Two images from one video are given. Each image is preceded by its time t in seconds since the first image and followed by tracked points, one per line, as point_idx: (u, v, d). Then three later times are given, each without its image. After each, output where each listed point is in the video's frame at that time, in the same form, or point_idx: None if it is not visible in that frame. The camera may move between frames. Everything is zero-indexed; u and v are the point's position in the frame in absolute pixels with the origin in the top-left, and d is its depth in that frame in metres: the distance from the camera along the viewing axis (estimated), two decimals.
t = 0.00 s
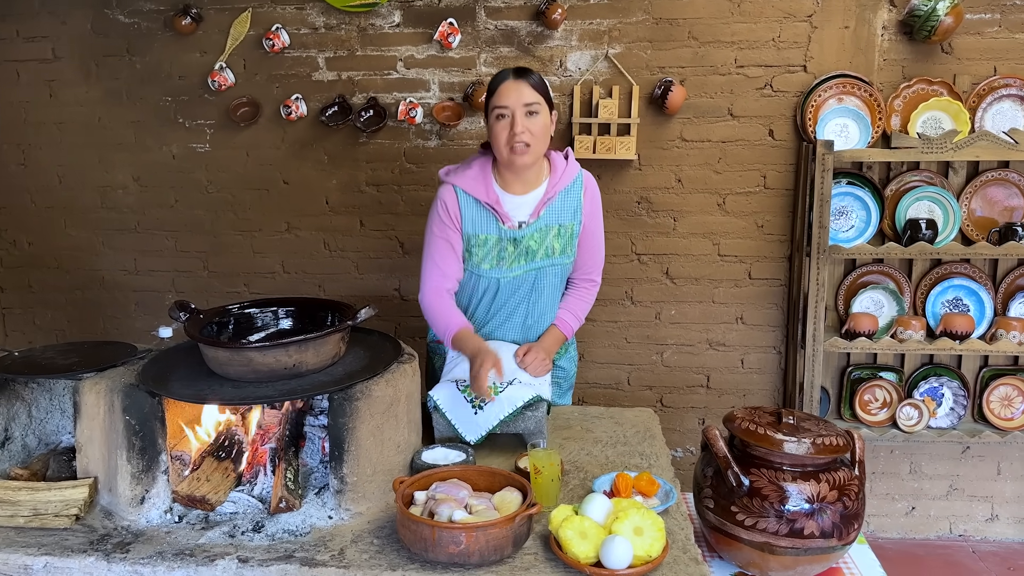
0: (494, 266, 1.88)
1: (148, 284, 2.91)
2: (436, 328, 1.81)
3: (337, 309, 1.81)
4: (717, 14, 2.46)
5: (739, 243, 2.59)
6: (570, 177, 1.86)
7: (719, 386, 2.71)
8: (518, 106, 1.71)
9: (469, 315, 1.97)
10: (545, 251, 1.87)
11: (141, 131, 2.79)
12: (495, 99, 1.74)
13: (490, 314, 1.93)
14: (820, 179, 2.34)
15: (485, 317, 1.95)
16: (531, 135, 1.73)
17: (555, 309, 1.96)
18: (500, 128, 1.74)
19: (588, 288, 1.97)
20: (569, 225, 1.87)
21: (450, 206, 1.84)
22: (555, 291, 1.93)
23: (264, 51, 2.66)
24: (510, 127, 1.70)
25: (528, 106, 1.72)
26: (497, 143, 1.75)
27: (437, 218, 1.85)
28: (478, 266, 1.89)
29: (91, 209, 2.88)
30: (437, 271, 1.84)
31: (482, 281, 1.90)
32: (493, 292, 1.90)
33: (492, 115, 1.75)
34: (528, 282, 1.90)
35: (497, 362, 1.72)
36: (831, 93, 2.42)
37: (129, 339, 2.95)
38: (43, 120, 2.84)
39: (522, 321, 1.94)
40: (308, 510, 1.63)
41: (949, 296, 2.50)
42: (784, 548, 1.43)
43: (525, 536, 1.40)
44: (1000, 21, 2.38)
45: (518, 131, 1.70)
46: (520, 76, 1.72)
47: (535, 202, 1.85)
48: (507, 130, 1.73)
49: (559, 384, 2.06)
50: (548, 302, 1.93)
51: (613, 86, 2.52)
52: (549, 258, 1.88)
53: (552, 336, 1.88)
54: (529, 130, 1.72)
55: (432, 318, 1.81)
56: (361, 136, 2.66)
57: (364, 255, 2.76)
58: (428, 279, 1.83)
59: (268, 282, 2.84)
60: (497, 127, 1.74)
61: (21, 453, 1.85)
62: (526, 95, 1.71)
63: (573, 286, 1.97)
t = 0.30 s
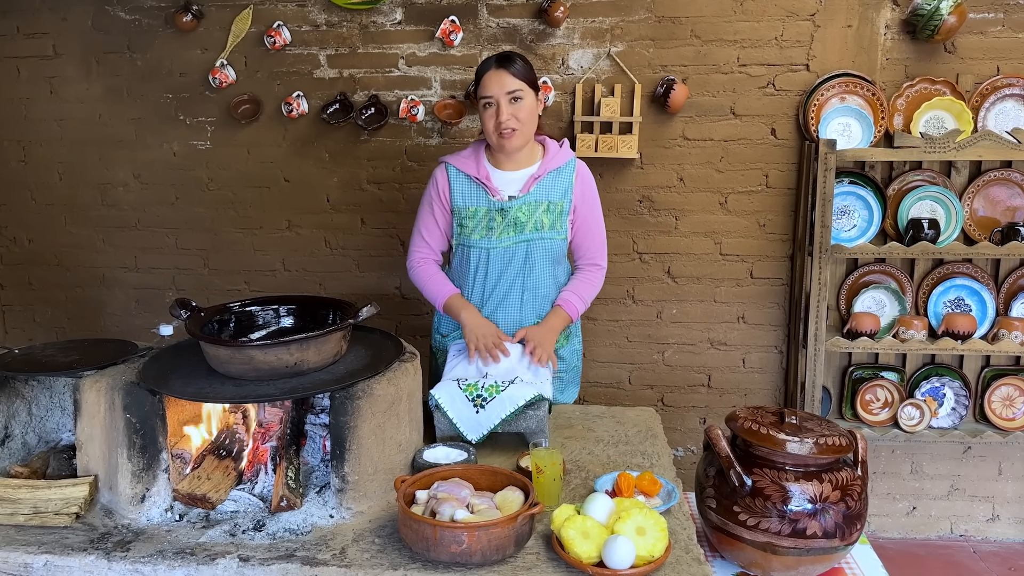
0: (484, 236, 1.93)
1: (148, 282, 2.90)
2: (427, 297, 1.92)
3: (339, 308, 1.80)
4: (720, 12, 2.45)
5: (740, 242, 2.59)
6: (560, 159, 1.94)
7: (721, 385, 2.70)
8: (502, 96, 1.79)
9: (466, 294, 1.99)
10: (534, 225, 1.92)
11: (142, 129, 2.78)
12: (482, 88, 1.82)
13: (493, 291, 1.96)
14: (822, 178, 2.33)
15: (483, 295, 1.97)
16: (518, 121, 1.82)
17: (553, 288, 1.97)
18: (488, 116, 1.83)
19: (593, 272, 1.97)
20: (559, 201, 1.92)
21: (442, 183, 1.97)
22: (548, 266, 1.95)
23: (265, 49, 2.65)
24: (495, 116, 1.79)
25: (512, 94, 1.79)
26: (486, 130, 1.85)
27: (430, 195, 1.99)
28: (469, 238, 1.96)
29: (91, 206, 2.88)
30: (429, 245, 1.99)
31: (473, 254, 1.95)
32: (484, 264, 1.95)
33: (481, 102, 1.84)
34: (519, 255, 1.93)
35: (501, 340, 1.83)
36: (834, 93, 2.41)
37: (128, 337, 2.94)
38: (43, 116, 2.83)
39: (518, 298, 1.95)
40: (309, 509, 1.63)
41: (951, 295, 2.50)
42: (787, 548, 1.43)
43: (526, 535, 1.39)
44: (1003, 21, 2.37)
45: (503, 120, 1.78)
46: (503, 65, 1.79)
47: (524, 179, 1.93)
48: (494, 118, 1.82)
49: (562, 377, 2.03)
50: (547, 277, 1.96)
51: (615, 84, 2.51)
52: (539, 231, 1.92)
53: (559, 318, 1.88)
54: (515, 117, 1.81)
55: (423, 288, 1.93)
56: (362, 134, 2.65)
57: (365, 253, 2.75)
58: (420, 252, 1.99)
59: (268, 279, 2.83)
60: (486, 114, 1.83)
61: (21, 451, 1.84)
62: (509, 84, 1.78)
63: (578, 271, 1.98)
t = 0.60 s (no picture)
0: (477, 226, 1.95)
1: (148, 280, 2.89)
2: (430, 296, 1.93)
3: (340, 306, 1.80)
4: (721, 12, 2.45)
5: (741, 241, 2.59)
6: (549, 151, 1.96)
7: (721, 385, 2.70)
8: (506, 86, 1.83)
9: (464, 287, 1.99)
10: (525, 213, 1.93)
11: (142, 127, 2.78)
12: (485, 77, 1.86)
13: (489, 282, 1.96)
14: (824, 178, 2.33)
15: (480, 286, 1.97)
16: (516, 113, 1.86)
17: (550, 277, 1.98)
18: (487, 103, 1.86)
19: (587, 263, 2.00)
20: (548, 190, 1.94)
21: (435, 179, 2.00)
22: (541, 254, 1.96)
23: (266, 47, 2.65)
24: (496, 103, 1.82)
25: (515, 87, 1.84)
26: (482, 118, 1.87)
27: (425, 192, 2.01)
28: (462, 230, 1.97)
29: (92, 203, 2.87)
30: (426, 241, 2.01)
31: (467, 244, 1.97)
32: (478, 254, 1.96)
33: (481, 91, 1.87)
34: (511, 243, 1.94)
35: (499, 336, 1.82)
36: (835, 92, 2.41)
37: (129, 335, 2.93)
38: (43, 114, 2.83)
39: (514, 288, 1.95)
40: (310, 508, 1.63)
41: (952, 295, 2.50)
42: (788, 548, 1.43)
43: (527, 534, 1.39)
44: (1005, 21, 2.37)
45: (503, 109, 1.82)
46: (510, 58, 1.86)
47: (514, 169, 1.95)
48: (493, 105, 1.85)
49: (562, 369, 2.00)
50: (541, 266, 1.96)
51: (616, 83, 2.51)
52: (530, 219, 1.93)
53: (565, 312, 1.90)
54: (514, 109, 1.85)
55: (427, 286, 1.94)
56: (363, 132, 2.65)
57: (366, 252, 2.75)
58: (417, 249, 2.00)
59: (269, 278, 2.83)
60: (484, 101, 1.86)
61: (21, 449, 1.84)
62: (514, 76, 1.84)
63: (571, 264, 2.01)
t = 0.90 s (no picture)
0: (470, 222, 1.94)
1: (147, 279, 2.89)
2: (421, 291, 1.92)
3: (340, 306, 1.80)
4: (721, 11, 2.45)
5: (741, 241, 2.59)
6: (540, 148, 1.96)
7: (720, 385, 2.70)
8: (505, 85, 1.83)
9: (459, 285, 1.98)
10: (518, 209, 1.93)
11: (141, 125, 2.77)
12: (483, 74, 1.86)
13: (484, 278, 1.95)
14: (824, 178, 2.33)
15: (476, 282, 1.96)
16: (512, 113, 1.86)
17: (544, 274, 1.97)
18: (484, 101, 1.86)
19: (583, 255, 1.99)
20: (540, 186, 1.94)
21: (428, 178, 2.00)
22: (535, 250, 1.95)
23: (266, 46, 2.64)
24: (493, 101, 1.83)
25: (513, 87, 1.85)
26: (477, 115, 1.87)
27: (418, 191, 2.02)
28: (456, 226, 1.96)
29: (91, 202, 2.87)
30: (419, 238, 2.01)
31: (461, 241, 1.96)
32: (472, 251, 1.95)
33: (478, 88, 1.87)
34: (505, 239, 1.93)
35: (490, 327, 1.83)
36: (835, 93, 2.41)
37: (128, 334, 2.93)
38: (42, 112, 2.82)
39: (510, 284, 1.94)
40: (309, 507, 1.63)
41: (951, 296, 2.50)
42: (787, 548, 1.42)
43: (527, 536, 1.39)
44: (1005, 21, 2.37)
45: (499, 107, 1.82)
46: (509, 59, 1.86)
47: (506, 167, 1.95)
48: (491, 104, 1.85)
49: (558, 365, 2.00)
50: (535, 262, 1.96)
51: (616, 83, 2.51)
52: (523, 215, 1.93)
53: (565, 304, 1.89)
54: (510, 109, 1.85)
55: (416, 281, 1.93)
56: (362, 131, 2.65)
57: (365, 251, 2.75)
58: (409, 245, 2.00)
59: (268, 277, 2.83)
60: (482, 99, 1.86)
61: (20, 448, 1.84)
62: (513, 77, 1.84)
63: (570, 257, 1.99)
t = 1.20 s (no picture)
0: (464, 222, 1.94)
1: (147, 277, 2.89)
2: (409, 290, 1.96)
3: (339, 305, 1.80)
4: (722, 10, 2.44)
5: (741, 241, 2.59)
6: (535, 148, 1.95)
7: (720, 384, 2.70)
8: (498, 88, 1.83)
9: (453, 285, 1.98)
10: (512, 209, 1.92)
11: (141, 124, 2.77)
12: (476, 77, 1.85)
13: (480, 279, 1.95)
14: (824, 178, 2.33)
15: (472, 283, 1.95)
16: (506, 115, 1.86)
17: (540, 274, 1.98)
18: (478, 103, 1.85)
19: (579, 254, 2.03)
20: (534, 186, 1.94)
21: (422, 178, 1.99)
22: (530, 250, 1.95)
23: (265, 44, 2.64)
24: (487, 104, 1.82)
25: (507, 89, 1.85)
26: (472, 117, 1.87)
27: (411, 189, 2.01)
28: (450, 226, 1.96)
29: (90, 200, 2.86)
30: (411, 237, 2.01)
31: (455, 241, 1.96)
32: (466, 250, 1.95)
33: (471, 91, 1.87)
34: (499, 239, 1.93)
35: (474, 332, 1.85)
36: (835, 92, 2.41)
37: (127, 333, 2.93)
38: (41, 110, 2.82)
39: (506, 284, 1.94)
40: (309, 506, 1.63)
41: (951, 295, 2.50)
42: (787, 548, 1.43)
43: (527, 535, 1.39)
44: (1005, 21, 2.37)
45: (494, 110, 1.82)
46: (501, 61, 1.85)
47: (500, 167, 1.94)
48: (485, 106, 1.84)
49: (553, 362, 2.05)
50: (530, 263, 1.96)
51: (616, 82, 2.51)
52: (517, 215, 1.92)
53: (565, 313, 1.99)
54: (505, 110, 1.85)
55: (405, 280, 1.96)
56: (362, 130, 2.64)
57: (365, 250, 2.75)
58: (401, 244, 2.01)
59: (268, 276, 2.82)
60: (476, 102, 1.85)
61: (19, 447, 1.84)
62: (506, 78, 1.84)
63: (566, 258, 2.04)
